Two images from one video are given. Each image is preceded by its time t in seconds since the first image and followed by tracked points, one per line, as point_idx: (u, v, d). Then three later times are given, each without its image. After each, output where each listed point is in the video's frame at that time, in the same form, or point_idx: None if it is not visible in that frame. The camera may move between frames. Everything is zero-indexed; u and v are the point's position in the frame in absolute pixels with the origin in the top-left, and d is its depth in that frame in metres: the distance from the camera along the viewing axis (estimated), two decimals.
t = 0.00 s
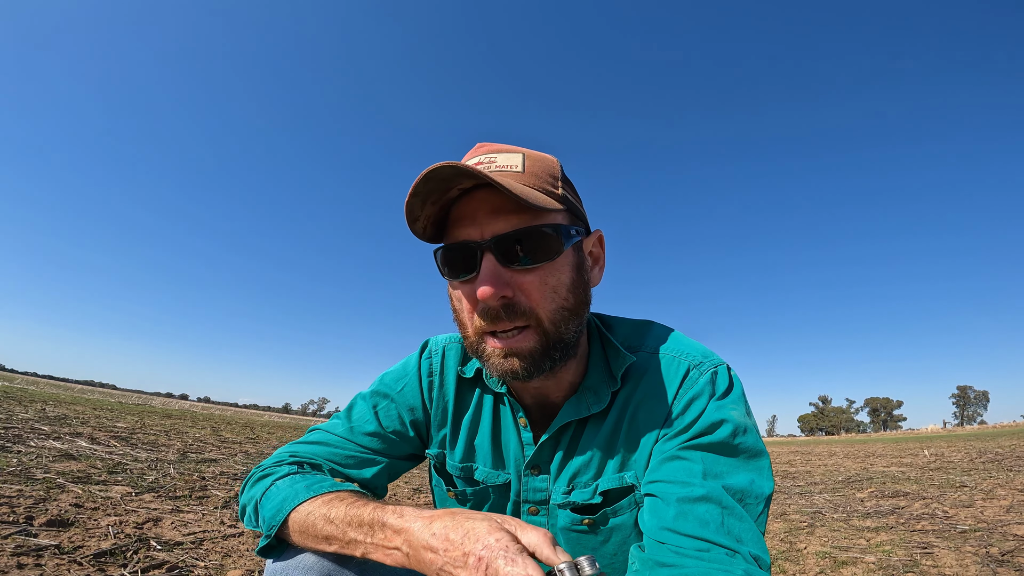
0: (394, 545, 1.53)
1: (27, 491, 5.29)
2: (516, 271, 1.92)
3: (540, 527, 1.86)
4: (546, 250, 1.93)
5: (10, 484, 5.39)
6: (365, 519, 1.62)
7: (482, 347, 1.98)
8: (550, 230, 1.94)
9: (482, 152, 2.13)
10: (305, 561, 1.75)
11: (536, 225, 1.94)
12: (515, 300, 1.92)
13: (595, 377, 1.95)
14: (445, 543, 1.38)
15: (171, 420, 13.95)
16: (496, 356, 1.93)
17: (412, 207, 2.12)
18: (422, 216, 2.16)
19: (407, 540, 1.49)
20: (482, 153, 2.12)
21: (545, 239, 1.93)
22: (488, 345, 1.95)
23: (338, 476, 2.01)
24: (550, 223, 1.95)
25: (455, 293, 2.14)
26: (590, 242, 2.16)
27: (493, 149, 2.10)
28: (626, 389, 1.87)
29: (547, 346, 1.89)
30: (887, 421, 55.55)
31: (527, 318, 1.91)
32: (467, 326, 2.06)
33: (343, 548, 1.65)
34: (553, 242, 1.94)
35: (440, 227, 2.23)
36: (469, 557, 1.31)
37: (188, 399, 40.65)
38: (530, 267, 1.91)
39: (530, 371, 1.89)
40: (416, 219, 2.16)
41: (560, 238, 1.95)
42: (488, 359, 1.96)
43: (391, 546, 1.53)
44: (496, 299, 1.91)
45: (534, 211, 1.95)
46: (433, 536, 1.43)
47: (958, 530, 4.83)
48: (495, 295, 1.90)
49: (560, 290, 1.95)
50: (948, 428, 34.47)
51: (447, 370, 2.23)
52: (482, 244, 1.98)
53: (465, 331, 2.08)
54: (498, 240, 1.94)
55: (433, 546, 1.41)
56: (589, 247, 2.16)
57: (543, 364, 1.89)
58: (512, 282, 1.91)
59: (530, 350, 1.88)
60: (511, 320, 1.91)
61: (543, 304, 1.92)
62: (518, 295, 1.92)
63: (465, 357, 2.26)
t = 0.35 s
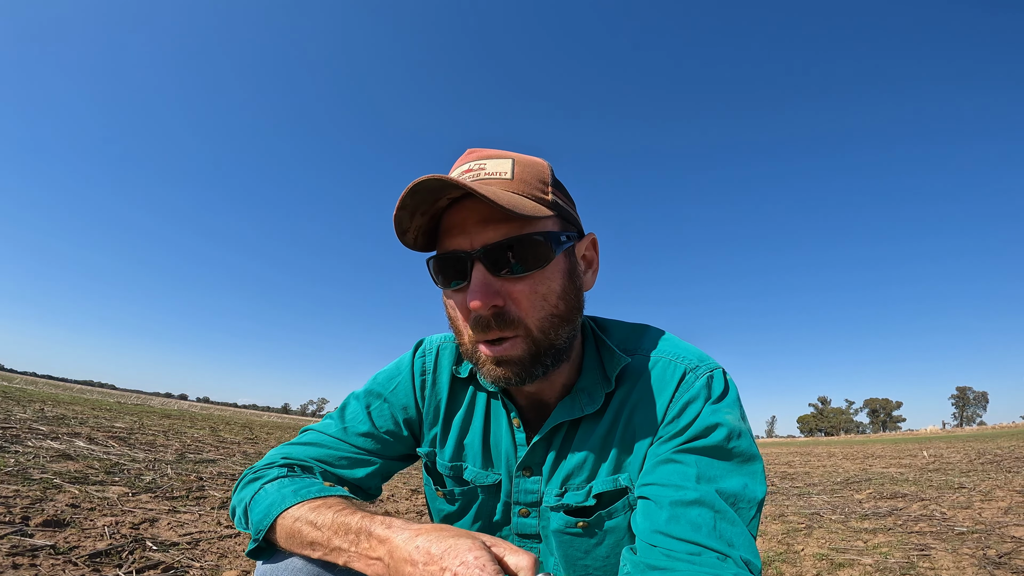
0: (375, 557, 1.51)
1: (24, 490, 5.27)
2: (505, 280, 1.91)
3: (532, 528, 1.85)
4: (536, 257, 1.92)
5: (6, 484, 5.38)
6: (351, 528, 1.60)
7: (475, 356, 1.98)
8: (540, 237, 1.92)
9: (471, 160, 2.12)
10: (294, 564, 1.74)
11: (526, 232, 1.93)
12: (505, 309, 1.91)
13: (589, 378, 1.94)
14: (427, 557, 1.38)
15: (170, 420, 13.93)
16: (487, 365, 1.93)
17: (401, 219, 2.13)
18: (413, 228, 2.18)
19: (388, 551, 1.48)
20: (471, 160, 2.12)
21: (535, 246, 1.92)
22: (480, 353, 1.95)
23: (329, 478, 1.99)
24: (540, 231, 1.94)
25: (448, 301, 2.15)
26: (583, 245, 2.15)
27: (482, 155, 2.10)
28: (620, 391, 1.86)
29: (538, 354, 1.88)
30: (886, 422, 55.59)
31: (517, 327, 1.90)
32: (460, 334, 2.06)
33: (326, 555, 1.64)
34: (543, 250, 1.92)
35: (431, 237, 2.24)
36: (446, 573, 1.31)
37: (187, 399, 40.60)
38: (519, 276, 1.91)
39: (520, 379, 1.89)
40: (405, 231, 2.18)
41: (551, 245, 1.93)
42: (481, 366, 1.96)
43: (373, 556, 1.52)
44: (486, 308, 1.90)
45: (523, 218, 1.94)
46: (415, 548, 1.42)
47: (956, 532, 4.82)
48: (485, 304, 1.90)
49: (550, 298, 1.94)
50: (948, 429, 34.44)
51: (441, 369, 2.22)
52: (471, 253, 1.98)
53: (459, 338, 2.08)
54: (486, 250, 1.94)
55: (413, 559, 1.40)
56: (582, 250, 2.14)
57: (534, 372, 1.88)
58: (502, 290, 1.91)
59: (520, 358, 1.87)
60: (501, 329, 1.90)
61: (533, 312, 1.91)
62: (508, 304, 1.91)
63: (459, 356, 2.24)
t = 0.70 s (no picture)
0: (380, 552, 1.51)
1: (23, 490, 5.27)
2: (507, 281, 1.91)
3: (532, 528, 1.85)
4: (538, 258, 1.91)
5: (5, 484, 5.37)
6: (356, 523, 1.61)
7: (477, 356, 1.99)
8: (543, 238, 1.92)
9: (471, 162, 2.12)
10: (295, 562, 1.74)
11: (527, 233, 1.93)
12: (507, 310, 1.91)
13: (591, 378, 1.94)
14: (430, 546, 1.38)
15: (168, 421, 13.94)
16: (489, 365, 1.93)
17: (402, 221, 2.14)
18: (413, 229, 2.18)
19: (393, 543, 1.48)
20: (471, 163, 2.12)
21: (537, 247, 1.92)
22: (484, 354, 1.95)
23: (332, 477, 1.99)
24: (541, 231, 1.93)
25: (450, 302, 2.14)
26: (586, 245, 2.15)
27: (483, 157, 2.10)
28: (623, 392, 1.85)
29: (540, 354, 1.88)
30: (885, 422, 55.66)
31: (519, 327, 1.90)
32: (463, 335, 2.06)
33: (329, 551, 1.63)
34: (545, 251, 1.92)
35: (432, 238, 2.25)
36: (449, 558, 1.31)
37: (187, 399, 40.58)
38: (521, 277, 1.90)
39: (523, 380, 1.89)
40: (406, 232, 2.19)
41: (552, 246, 1.93)
42: (485, 367, 1.96)
43: (377, 550, 1.52)
44: (488, 310, 1.90)
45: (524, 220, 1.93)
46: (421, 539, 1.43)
47: (955, 533, 4.81)
48: (487, 305, 1.89)
49: (552, 299, 1.94)
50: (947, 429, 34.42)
51: (443, 369, 2.22)
52: (472, 255, 1.98)
53: (462, 339, 2.08)
54: (488, 251, 1.94)
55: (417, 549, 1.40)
56: (584, 250, 2.15)
57: (538, 372, 1.88)
58: (503, 292, 1.90)
59: (523, 359, 1.87)
60: (504, 330, 1.89)
61: (535, 313, 1.91)
62: (510, 305, 1.91)
63: (462, 356, 2.24)
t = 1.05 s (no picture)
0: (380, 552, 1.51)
1: (21, 490, 5.26)
2: (503, 286, 1.90)
3: (535, 530, 1.85)
4: (533, 262, 1.91)
5: (4, 484, 5.36)
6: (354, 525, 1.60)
7: (476, 359, 2.00)
8: (539, 241, 1.91)
9: (466, 168, 2.13)
10: (297, 562, 1.73)
11: (522, 235, 1.91)
12: (503, 315, 1.90)
13: (595, 381, 1.94)
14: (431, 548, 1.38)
15: (167, 420, 13.93)
16: (488, 368, 1.94)
17: (397, 228, 2.16)
18: (410, 235, 2.19)
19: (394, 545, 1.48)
20: (467, 168, 2.13)
21: (532, 250, 1.91)
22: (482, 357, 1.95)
23: (334, 477, 1.99)
24: (535, 234, 1.92)
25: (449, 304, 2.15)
26: (587, 245, 2.14)
27: (479, 161, 2.10)
28: (628, 394, 1.85)
29: (537, 358, 1.88)
30: (885, 423, 55.61)
31: (516, 332, 1.89)
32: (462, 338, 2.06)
33: (329, 552, 1.63)
34: (540, 254, 1.91)
35: (430, 244, 2.26)
36: (443, 562, 1.31)
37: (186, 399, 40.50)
38: (517, 281, 1.90)
39: (522, 383, 1.89)
40: (403, 239, 2.20)
41: (548, 249, 1.92)
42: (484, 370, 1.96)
43: (377, 552, 1.51)
44: (484, 315, 1.90)
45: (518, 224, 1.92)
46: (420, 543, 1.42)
47: (954, 534, 4.81)
48: (483, 310, 1.89)
49: (549, 303, 1.93)
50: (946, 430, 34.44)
51: (447, 371, 2.22)
52: (467, 260, 1.98)
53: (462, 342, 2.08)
54: (484, 256, 1.93)
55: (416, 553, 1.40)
56: (586, 251, 2.14)
57: (536, 376, 1.88)
58: (499, 296, 1.90)
59: (521, 363, 1.87)
60: (500, 335, 1.89)
61: (532, 317, 1.90)
62: (506, 309, 1.91)
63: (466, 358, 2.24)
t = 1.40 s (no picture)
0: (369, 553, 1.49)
1: (19, 490, 5.26)
2: (489, 289, 1.90)
3: (530, 531, 1.84)
4: (519, 264, 1.90)
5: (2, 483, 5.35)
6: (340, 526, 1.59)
7: (467, 363, 2.00)
8: (525, 245, 1.90)
9: (452, 174, 2.13)
10: (291, 562, 1.72)
11: (507, 241, 1.90)
12: (490, 318, 1.90)
13: (590, 382, 1.94)
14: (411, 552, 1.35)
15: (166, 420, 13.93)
16: (478, 372, 1.94)
17: (383, 237, 2.17)
18: (398, 244, 2.20)
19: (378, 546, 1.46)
20: (452, 174, 2.12)
21: (518, 254, 1.90)
22: (472, 360, 1.95)
23: (327, 477, 1.99)
24: (519, 238, 1.91)
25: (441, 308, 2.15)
26: (577, 247, 2.12)
27: (465, 166, 2.10)
28: (623, 396, 1.84)
29: (526, 360, 1.87)
30: (885, 424, 55.65)
31: (504, 335, 1.89)
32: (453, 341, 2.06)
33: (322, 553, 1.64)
34: (526, 257, 1.90)
35: (419, 251, 2.26)
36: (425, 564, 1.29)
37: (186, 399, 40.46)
38: (504, 285, 1.89)
39: (511, 385, 1.89)
40: (390, 248, 2.20)
41: (534, 252, 1.91)
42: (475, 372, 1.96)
43: (367, 554, 1.51)
44: (471, 319, 1.90)
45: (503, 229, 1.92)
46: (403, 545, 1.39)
47: (953, 535, 4.81)
48: (469, 314, 1.89)
49: (537, 305, 1.91)
50: (945, 432, 34.46)
51: (442, 372, 2.21)
52: (454, 266, 1.99)
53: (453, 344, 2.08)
54: (471, 261, 1.93)
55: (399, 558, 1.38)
56: (576, 252, 2.12)
57: (525, 378, 1.87)
58: (486, 300, 1.89)
59: (509, 365, 1.86)
60: (488, 338, 1.89)
61: (520, 320, 1.89)
62: (493, 313, 1.90)
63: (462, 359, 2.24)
